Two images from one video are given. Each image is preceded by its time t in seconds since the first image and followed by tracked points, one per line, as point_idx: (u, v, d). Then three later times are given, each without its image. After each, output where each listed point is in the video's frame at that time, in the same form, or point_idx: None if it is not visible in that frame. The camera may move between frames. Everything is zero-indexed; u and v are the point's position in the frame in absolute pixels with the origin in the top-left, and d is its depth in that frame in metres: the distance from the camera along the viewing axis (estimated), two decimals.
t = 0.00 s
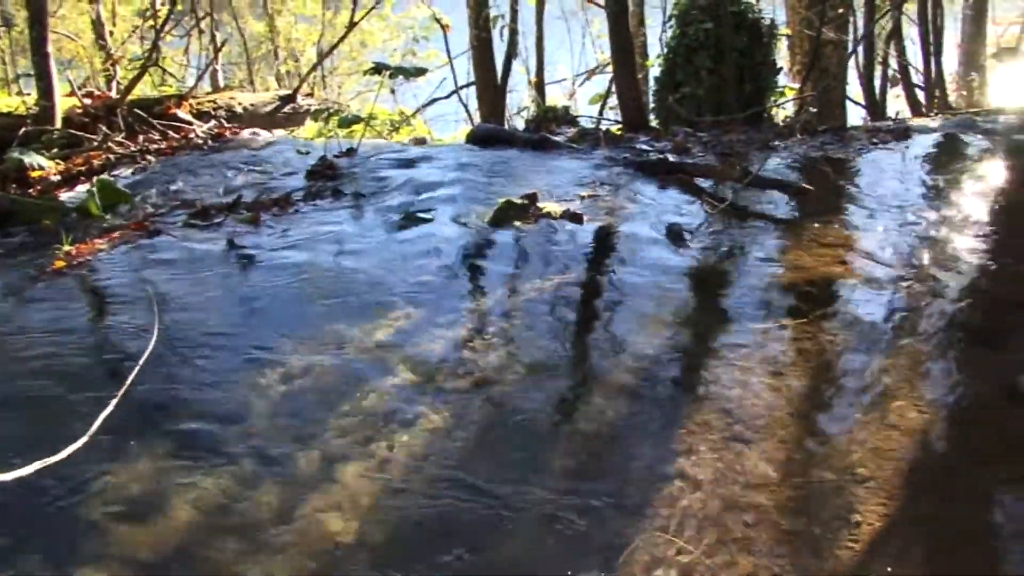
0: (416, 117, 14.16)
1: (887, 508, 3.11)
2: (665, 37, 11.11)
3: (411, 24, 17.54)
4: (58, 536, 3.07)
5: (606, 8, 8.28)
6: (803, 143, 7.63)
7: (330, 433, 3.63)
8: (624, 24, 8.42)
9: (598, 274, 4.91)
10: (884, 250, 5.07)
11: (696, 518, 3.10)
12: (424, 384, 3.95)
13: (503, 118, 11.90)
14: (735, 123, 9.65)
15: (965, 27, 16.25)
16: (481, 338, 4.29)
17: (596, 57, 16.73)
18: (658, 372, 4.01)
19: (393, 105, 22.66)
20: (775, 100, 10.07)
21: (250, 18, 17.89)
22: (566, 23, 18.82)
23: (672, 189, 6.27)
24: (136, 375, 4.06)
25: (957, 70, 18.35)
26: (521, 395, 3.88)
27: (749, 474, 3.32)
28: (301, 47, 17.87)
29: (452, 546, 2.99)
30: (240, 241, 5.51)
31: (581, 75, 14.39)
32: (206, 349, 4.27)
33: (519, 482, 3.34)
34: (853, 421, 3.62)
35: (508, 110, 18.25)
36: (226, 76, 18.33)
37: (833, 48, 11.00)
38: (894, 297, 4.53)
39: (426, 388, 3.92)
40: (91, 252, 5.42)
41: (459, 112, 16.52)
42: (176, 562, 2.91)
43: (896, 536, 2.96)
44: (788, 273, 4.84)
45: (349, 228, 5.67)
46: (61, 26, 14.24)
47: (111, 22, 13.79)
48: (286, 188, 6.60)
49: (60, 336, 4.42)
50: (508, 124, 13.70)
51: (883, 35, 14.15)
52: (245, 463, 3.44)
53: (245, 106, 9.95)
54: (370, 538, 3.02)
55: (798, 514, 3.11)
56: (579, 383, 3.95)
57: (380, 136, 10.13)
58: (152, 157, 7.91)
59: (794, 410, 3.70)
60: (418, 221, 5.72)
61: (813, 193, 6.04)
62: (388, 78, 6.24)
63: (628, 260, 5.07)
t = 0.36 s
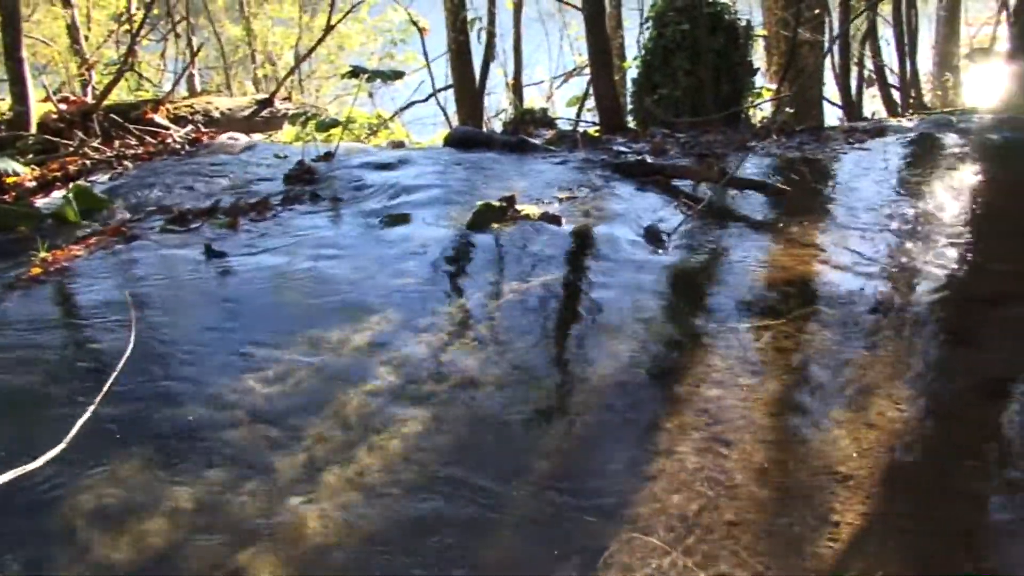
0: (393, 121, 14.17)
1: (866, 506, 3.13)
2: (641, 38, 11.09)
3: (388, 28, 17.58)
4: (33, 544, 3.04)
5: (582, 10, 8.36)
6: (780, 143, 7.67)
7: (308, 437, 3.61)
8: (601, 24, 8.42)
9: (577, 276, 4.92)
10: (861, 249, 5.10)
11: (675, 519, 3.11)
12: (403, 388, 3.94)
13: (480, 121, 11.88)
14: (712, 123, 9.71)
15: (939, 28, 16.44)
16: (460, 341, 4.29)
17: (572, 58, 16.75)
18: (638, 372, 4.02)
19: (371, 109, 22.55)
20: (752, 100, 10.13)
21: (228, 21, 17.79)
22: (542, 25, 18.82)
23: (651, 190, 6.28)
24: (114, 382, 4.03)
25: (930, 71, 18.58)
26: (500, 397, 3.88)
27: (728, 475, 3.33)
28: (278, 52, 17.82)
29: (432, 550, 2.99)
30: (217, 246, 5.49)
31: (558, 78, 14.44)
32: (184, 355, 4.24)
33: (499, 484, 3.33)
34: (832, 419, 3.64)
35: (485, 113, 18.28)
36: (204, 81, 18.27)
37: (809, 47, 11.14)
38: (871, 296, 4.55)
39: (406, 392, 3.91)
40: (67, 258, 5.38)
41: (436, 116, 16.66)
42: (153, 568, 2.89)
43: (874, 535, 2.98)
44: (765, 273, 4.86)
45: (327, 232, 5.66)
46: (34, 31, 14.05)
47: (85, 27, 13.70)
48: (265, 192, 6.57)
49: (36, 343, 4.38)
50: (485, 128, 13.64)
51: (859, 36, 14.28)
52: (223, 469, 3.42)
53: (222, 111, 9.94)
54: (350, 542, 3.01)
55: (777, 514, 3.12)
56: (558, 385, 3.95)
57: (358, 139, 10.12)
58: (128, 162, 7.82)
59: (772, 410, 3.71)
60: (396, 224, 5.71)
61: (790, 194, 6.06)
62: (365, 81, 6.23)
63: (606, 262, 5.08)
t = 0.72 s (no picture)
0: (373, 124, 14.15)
1: (848, 505, 3.14)
2: (620, 41, 11.09)
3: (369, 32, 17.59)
4: (10, 552, 3.01)
5: (561, 11, 8.38)
6: (759, 145, 7.68)
7: (289, 442, 3.60)
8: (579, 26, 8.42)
9: (558, 278, 4.92)
10: (839, 249, 5.13)
11: (657, 520, 3.11)
12: (384, 392, 3.92)
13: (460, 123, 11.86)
14: (692, 126, 9.71)
15: (916, 30, 16.57)
16: (441, 345, 4.28)
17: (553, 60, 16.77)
18: (619, 374, 4.02)
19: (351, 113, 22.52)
20: (731, 102, 10.13)
21: (206, 25, 17.71)
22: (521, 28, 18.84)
23: (631, 192, 6.29)
24: (92, 388, 4.00)
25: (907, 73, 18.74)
26: (481, 399, 3.87)
27: (709, 475, 3.34)
28: (258, 55, 17.74)
29: (414, 554, 2.98)
30: (197, 251, 5.46)
31: (537, 81, 14.44)
32: (163, 360, 4.22)
33: (481, 486, 3.33)
34: (813, 419, 3.65)
35: (466, 116, 18.31)
36: (182, 85, 18.20)
37: (788, 49, 11.19)
38: (850, 296, 4.57)
39: (387, 396, 3.90)
40: (45, 265, 5.34)
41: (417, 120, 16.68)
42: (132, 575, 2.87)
43: (856, 533, 2.99)
44: (745, 274, 4.87)
45: (307, 236, 5.64)
46: (9, 36, 13.96)
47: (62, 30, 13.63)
48: (245, 197, 6.54)
49: (13, 349, 4.35)
50: (465, 132, 13.61)
51: (837, 36, 14.36)
52: (203, 475, 3.40)
53: (201, 115, 9.89)
54: (332, 546, 2.99)
55: (759, 513, 3.13)
56: (539, 387, 3.95)
57: (338, 144, 10.10)
58: (106, 168, 7.76)
59: (753, 411, 3.72)
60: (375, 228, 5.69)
61: (769, 195, 6.08)
62: (344, 84, 6.20)
63: (586, 264, 5.08)
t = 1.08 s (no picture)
0: (354, 127, 14.14)
1: (830, 504, 3.14)
2: (602, 42, 11.10)
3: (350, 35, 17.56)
4: None
5: (542, 14, 8.37)
6: (740, 145, 7.70)
7: (271, 446, 3.58)
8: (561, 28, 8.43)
9: (541, 280, 4.92)
10: (821, 249, 5.15)
11: (641, 521, 3.11)
12: (366, 396, 3.91)
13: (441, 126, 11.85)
14: (672, 127, 9.72)
15: (894, 30, 16.68)
16: (423, 347, 4.27)
17: (534, 61, 16.79)
18: (602, 375, 4.02)
19: (332, 116, 22.47)
20: (712, 103, 10.15)
21: (186, 29, 17.62)
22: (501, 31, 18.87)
23: (612, 194, 6.29)
24: (72, 394, 3.98)
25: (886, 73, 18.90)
26: (463, 402, 3.87)
27: (692, 475, 3.34)
28: (238, 59, 17.65)
29: (398, 558, 2.96)
30: (177, 255, 5.43)
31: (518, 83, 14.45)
32: (143, 366, 4.19)
33: (464, 489, 3.32)
34: (795, 418, 3.66)
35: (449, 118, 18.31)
36: (163, 89, 18.08)
37: (768, 50, 11.23)
38: (830, 296, 4.59)
39: (368, 399, 3.89)
40: (24, 271, 5.30)
41: (398, 121, 16.64)
42: None
43: (838, 532, 3.00)
44: (728, 274, 4.88)
45: (288, 240, 5.61)
46: None
47: (40, 35, 13.51)
48: (226, 201, 6.51)
49: None
50: (447, 135, 13.59)
51: (817, 37, 14.44)
52: (184, 481, 3.38)
53: (181, 119, 9.84)
54: (315, 551, 2.98)
55: (742, 513, 3.14)
56: (522, 389, 3.94)
57: (320, 147, 10.07)
58: (86, 172, 7.71)
59: (735, 411, 3.72)
60: (356, 231, 5.68)
61: (750, 196, 6.10)
62: (325, 87, 6.18)
63: (569, 265, 5.08)
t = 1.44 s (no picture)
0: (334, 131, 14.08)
1: (813, 503, 3.16)
2: (581, 44, 11.12)
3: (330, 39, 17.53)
4: None
5: (521, 17, 8.38)
6: (719, 147, 7.73)
7: (253, 452, 3.56)
8: (540, 31, 8.44)
9: (522, 283, 4.91)
10: (801, 249, 5.17)
11: (624, 522, 3.11)
12: (349, 400, 3.90)
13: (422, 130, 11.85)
14: (652, 129, 9.75)
15: (871, 32, 16.79)
16: (404, 351, 4.26)
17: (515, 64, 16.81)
18: (585, 377, 4.02)
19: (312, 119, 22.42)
20: (691, 105, 10.18)
21: (165, 34, 17.52)
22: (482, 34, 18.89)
23: (592, 196, 6.30)
24: (51, 402, 3.94)
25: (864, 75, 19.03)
26: (445, 406, 3.86)
27: (675, 477, 3.34)
28: (218, 64, 17.57)
29: (381, 562, 2.95)
30: (157, 261, 5.41)
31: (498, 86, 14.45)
32: (122, 373, 4.16)
33: (447, 493, 3.32)
34: (776, 419, 3.67)
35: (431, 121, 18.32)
36: (141, 94, 17.96)
37: (747, 51, 11.29)
38: (811, 296, 4.61)
39: (351, 404, 3.88)
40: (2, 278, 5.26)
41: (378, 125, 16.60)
42: None
43: (820, 532, 3.01)
44: (708, 276, 4.90)
45: (268, 244, 5.60)
46: None
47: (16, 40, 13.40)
48: (206, 206, 6.49)
49: None
50: (428, 137, 13.57)
51: (795, 38, 14.54)
52: (166, 488, 3.35)
53: (160, 125, 9.80)
54: (298, 557, 2.96)
55: (725, 513, 3.14)
56: (504, 392, 3.94)
57: (300, 152, 10.05)
58: (64, 179, 7.66)
59: (716, 412, 3.73)
60: (337, 236, 5.67)
61: (730, 197, 6.11)
62: (305, 92, 6.16)
63: (550, 268, 5.08)
